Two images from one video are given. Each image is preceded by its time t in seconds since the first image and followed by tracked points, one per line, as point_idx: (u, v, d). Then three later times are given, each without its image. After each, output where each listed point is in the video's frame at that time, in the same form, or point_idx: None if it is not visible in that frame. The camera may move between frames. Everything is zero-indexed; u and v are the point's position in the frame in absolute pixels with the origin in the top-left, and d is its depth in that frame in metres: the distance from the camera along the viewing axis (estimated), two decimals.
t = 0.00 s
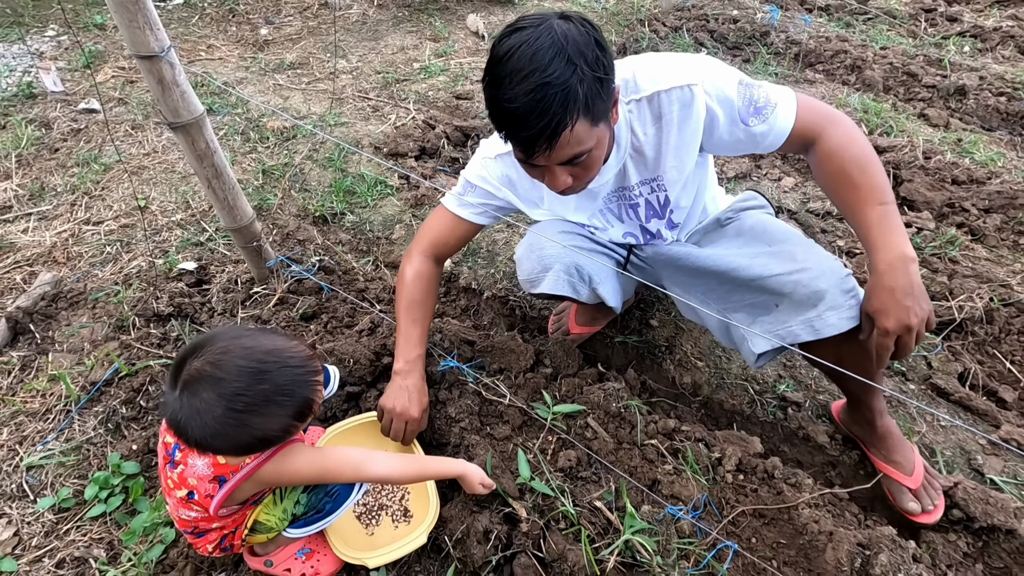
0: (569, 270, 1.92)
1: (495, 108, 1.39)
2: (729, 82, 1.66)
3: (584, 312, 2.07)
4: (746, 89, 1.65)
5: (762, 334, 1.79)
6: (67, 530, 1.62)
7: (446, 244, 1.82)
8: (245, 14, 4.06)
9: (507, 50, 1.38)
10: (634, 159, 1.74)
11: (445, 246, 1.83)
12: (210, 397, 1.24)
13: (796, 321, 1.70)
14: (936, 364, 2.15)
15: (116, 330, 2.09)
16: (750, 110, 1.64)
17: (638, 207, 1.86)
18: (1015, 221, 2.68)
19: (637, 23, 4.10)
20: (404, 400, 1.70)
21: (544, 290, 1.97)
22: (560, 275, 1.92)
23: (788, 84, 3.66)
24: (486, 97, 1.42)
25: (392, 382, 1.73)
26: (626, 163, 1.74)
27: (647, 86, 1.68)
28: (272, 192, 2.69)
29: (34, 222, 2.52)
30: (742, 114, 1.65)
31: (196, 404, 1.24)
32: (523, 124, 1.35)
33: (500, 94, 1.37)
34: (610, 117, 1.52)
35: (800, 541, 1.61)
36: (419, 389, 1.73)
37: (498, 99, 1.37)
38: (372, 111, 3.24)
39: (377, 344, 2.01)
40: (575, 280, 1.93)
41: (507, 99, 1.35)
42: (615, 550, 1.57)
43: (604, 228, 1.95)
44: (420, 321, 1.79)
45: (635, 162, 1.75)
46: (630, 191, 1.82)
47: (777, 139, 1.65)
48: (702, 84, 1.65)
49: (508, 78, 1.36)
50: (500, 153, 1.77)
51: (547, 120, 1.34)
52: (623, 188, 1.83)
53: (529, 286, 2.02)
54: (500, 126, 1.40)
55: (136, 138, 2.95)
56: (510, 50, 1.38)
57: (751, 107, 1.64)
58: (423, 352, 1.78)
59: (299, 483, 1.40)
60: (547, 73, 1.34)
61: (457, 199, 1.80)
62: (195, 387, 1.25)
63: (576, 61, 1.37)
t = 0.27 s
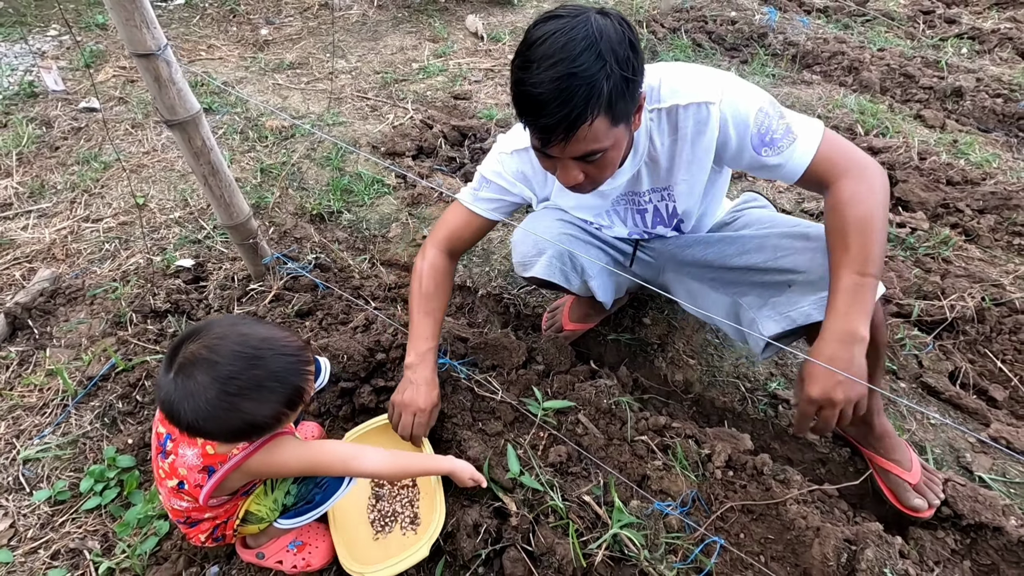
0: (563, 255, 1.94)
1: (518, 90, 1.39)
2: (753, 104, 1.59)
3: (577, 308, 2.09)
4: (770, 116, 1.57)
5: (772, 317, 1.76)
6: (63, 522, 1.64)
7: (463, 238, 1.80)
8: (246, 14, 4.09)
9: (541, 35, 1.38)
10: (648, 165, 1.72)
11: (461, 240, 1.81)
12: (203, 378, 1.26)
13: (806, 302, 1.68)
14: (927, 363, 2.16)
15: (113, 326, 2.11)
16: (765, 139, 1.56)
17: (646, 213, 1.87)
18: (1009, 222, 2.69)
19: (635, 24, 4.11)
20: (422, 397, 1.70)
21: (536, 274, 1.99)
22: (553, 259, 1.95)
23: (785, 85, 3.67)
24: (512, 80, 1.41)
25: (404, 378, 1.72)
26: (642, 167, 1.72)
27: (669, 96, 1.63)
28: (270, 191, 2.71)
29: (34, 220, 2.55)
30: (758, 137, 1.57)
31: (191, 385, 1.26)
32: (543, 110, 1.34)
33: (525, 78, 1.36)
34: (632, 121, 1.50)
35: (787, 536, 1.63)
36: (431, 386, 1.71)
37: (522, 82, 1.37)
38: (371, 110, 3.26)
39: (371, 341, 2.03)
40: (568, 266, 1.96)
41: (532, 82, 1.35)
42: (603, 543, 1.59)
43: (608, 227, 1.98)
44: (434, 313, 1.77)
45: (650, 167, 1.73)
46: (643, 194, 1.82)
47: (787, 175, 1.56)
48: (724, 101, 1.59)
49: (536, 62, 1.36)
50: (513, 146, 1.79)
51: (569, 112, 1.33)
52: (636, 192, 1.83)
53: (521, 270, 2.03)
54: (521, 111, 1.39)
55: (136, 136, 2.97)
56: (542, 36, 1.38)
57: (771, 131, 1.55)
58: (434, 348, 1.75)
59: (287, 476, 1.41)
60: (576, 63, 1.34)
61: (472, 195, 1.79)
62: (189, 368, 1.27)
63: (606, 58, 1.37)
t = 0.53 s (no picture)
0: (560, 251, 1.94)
1: (528, 96, 1.38)
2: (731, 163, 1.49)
3: (575, 306, 2.08)
4: (731, 183, 1.47)
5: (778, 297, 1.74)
6: (62, 517, 1.65)
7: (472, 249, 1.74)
8: (247, 15, 4.11)
9: (554, 43, 1.38)
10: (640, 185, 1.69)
11: (469, 258, 1.75)
12: (206, 355, 1.27)
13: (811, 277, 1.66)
14: (923, 361, 2.17)
15: (114, 323, 2.13)
16: (712, 206, 1.47)
17: (646, 219, 1.88)
18: (1006, 222, 2.70)
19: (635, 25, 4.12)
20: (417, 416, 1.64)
21: (535, 265, 1.99)
22: (550, 254, 1.94)
23: (784, 86, 3.69)
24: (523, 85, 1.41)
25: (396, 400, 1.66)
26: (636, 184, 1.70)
27: (666, 124, 1.54)
28: (270, 189, 2.72)
29: (36, 218, 2.57)
30: (710, 197, 1.48)
31: (193, 363, 1.28)
32: (552, 118, 1.34)
33: (536, 85, 1.36)
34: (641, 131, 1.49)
35: (781, 533, 1.65)
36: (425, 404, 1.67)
37: (533, 88, 1.37)
38: (371, 110, 3.28)
39: (369, 339, 2.04)
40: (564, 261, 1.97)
41: (543, 89, 1.34)
42: (597, 539, 1.60)
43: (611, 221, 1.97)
44: (432, 339, 1.70)
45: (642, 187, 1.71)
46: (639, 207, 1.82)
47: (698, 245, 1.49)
48: (709, 146, 1.49)
49: (548, 70, 1.35)
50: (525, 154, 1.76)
51: (577, 121, 1.32)
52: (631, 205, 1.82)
53: (520, 262, 2.03)
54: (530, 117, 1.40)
55: (137, 136, 2.99)
56: (555, 46, 1.37)
57: (722, 197, 1.46)
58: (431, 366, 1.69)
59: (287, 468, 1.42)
60: (588, 73, 1.33)
61: (481, 206, 1.77)
62: (193, 346, 1.29)
63: (619, 69, 1.35)
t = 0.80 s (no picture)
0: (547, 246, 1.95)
1: (510, 140, 1.39)
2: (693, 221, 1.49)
3: (570, 306, 2.09)
4: (679, 240, 1.47)
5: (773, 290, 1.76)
6: (61, 515, 1.66)
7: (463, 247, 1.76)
8: (248, 16, 4.13)
9: (534, 87, 1.37)
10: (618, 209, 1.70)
11: (460, 257, 1.77)
12: (203, 347, 1.28)
13: (804, 269, 1.67)
14: (918, 361, 2.18)
15: (113, 322, 2.14)
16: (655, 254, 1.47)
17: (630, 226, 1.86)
18: (1003, 222, 2.70)
19: (634, 26, 4.13)
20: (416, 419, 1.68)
21: (523, 259, 2.01)
22: (537, 249, 1.96)
23: (782, 87, 3.69)
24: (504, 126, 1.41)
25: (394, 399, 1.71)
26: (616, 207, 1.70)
27: (646, 164, 1.53)
28: (269, 190, 2.74)
29: (36, 218, 2.58)
30: (655, 245, 1.48)
31: (188, 355, 1.28)
32: (531, 165, 1.35)
33: (515, 131, 1.36)
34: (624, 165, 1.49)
35: (775, 532, 1.66)
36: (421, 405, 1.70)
37: (513, 132, 1.37)
38: (370, 111, 3.29)
39: (367, 338, 2.06)
40: (551, 257, 1.98)
41: (522, 137, 1.34)
42: (593, 537, 1.61)
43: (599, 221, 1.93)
44: (426, 338, 1.75)
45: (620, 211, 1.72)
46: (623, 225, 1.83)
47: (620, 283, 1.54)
48: (676, 197, 1.49)
49: (528, 116, 1.35)
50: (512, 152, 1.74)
51: (552, 171, 1.34)
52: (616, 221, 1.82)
53: (509, 256, 2.04)
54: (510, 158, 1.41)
55: (137, 137, 3.00)
56: (536, 88, 1.37)
57: (665, 249, 1.47)
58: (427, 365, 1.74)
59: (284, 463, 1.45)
60: (564, 124, 1.32)
61: (471, 204, 1.77)
62: (188, 341, 1.29)
63: (598, 117, 1.34)
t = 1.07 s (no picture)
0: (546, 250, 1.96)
1: (521, 149, 1.39)
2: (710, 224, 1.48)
3: (568, 309, 2.09)
4: (696, 245, 1.46)
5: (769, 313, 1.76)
6: (60, 515, 1.66)
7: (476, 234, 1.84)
8: (248, 17, 4.13)
9: (544, 94, 1.36)
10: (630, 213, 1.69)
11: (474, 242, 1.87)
12: (189, 327, 1.27)
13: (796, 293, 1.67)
14: (917, 362, 2.18)
15: (112, 323, 2.14)
16: (673, 262, 1.47)
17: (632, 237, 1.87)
18: (1002, 223, 2.70)
19: (633, 27, 4.13)
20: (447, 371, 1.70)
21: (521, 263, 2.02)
22: (535, 254, 1.97)
23: (781, 88, 3.69)
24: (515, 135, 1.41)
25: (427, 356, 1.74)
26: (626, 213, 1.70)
27: (658, 168, 1.55)
28: (269, 191, 2.74)
29: (36, 219, 2.58)
30: (672, 252, 1.48)
31: (172, 339, 1.27)
32: (543, 175, 1.36)
33: (526, 140, 1.36)
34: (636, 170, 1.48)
35: (773, 532, 1.66)
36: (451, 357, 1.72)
37: (524, 140, 1.37)
38: (369, 112, 3.30)
39: (366, 339, 2.06)
40: (551, 261, 1.99)
41: (533, 145, 1.34)
42: (591, 537, 1.61)
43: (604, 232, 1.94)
44: (451, 302, 1.81)
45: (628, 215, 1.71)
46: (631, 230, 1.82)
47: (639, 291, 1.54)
48: (689, 201, 1.49)
49: (539, 124, 1.35)
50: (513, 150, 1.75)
51: (564, 180, 1.34)
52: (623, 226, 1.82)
53: (509, 260, 2.04)
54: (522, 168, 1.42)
55: (137, 137, 3.01)
56: (546, 94, 1.36)
57: (683, 256, 1.46)
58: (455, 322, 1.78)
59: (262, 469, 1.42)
60: (577, 133, 1.32)
61: (478, 201, 1.84)
62: (173, 324, 1.28)
63: (612, 125, 1.34)
